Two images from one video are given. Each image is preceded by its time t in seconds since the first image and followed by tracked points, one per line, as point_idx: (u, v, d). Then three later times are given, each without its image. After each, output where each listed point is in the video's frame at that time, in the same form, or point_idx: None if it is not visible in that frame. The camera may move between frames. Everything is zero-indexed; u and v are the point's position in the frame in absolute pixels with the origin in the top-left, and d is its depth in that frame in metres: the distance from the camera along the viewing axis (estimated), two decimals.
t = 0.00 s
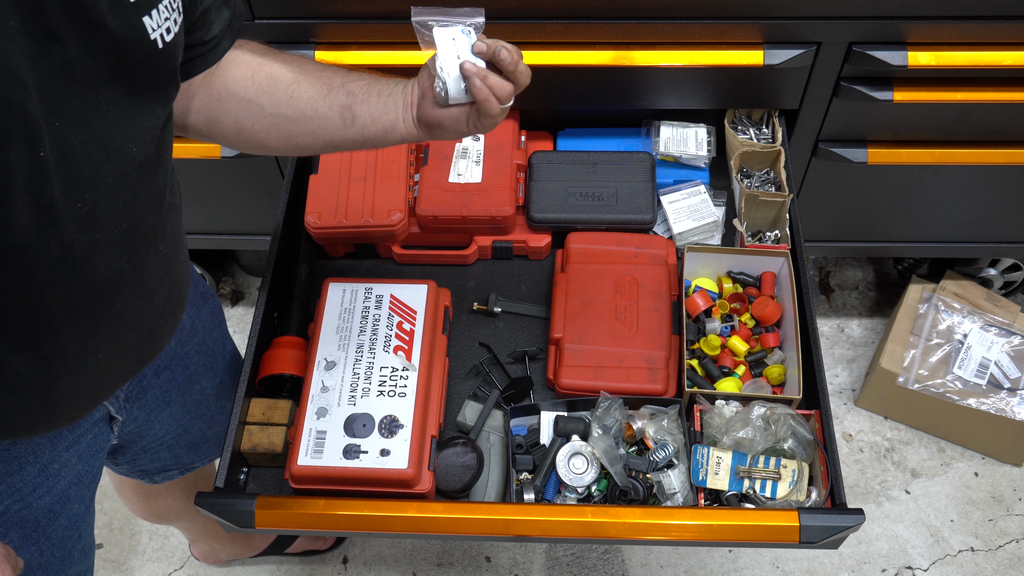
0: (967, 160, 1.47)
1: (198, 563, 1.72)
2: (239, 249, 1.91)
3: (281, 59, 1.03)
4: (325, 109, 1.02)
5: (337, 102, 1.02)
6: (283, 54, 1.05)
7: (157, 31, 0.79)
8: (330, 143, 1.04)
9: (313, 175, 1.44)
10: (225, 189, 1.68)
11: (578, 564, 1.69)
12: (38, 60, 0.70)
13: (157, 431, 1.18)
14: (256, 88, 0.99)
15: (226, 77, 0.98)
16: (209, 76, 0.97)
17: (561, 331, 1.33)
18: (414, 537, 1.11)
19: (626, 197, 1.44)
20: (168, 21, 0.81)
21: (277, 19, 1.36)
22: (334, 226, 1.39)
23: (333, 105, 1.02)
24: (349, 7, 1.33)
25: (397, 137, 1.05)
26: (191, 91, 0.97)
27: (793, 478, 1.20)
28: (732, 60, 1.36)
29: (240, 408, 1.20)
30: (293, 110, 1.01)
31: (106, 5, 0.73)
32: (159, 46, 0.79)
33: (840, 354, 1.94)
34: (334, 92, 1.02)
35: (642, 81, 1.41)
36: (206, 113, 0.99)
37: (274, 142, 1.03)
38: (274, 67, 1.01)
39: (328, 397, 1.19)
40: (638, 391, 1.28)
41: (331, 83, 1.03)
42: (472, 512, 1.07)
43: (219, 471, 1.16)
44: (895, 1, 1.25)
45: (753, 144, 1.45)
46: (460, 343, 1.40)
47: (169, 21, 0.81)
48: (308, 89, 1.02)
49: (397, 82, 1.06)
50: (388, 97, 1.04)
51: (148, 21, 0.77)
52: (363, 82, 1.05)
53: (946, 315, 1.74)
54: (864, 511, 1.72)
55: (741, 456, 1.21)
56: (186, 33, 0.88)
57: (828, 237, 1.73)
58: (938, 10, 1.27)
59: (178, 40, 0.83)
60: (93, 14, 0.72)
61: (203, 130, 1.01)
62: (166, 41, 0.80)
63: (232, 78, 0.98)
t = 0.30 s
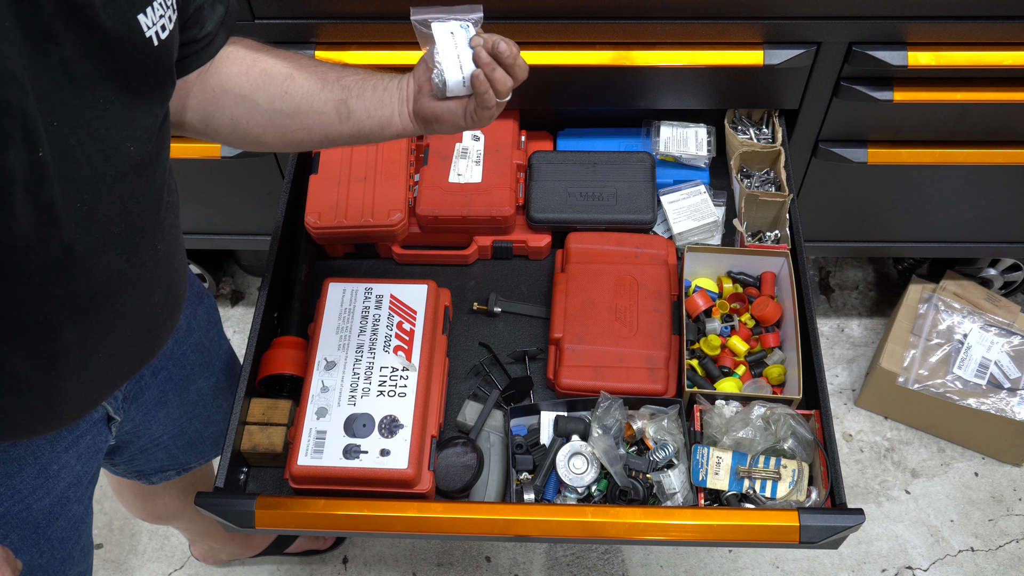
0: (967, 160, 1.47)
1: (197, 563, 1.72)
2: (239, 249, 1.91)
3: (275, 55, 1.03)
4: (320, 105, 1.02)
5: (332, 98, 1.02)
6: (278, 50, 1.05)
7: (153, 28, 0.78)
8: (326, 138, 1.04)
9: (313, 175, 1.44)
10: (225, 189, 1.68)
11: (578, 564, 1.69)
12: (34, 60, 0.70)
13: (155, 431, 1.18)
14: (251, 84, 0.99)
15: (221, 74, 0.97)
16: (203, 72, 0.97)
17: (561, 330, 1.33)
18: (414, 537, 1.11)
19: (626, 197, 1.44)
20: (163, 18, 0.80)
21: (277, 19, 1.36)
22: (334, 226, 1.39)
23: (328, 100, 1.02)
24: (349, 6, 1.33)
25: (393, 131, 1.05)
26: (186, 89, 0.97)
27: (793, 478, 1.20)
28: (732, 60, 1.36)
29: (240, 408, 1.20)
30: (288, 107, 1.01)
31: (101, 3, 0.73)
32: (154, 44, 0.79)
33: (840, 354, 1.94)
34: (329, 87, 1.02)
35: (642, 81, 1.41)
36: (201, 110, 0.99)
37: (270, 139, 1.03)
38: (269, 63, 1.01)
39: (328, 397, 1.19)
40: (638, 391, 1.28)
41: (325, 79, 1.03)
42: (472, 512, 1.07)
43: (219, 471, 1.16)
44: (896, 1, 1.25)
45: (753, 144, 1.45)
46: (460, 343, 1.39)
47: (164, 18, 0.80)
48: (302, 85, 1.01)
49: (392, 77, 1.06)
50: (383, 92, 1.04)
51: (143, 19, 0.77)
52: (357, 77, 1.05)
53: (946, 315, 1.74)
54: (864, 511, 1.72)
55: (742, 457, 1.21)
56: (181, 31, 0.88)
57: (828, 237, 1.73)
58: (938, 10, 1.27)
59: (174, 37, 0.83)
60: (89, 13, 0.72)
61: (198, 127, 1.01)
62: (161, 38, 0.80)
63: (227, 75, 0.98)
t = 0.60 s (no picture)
0: (967, 160, 1.47)
1: (197, 563, 1.72)
2: (239, 249, 1.91)
3: (270, 56, 1.03)
4: (316, 104, 1.02)
5: (328, 97, 1.02)
6: (273, 51, 1.05)
7: (151, 29, 0.78)
8: (323, 137, 1.04)
9: (313, 175, 1.44)
10: (225, 189, 1.68)
11: (578, 564, 1.69)
12: (31, 61, 0.70)
13: (154, 433, 1.18)
14: (248, 85, 0.99)
15: (216, 75, 0.98)
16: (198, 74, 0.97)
17: (561, 330, 1.33)
18: (414, 537, 1.11)
19: (626, 197, 1.44)
20: (161, 19, 0.80)
21: (278, 19, 1.36)
22: (334, 226, 1.39)
23: (324, 99, 1.02)
24: (349, 6, 1.33)
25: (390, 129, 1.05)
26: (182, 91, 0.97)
27: (793, 478, 1.20)
28: (732, 60, 1.36)
29: (240, 408, 1.20)
30: (284, 106, 1.01)
31: (99, 3, 0.73)
32: (152, 44, 0.79)
33: (840, 354, 1.94)
34: (325, 86, 1.02)
35: (642, 81, 1.41)
36: (198, 111, 0.99)
37: (267, 138, 1.03)
38: (264, 64, 1.01)
39: (327, 397, 1.19)
40: (638, 391, 1.28)
41: (321, 78, 1.03)
42: (472, 512, 1.07)
43: (219, 471, 1.16)
44: (895, 1, 1.25)
45: (753, 144, 1.45)
46: (460, 343, 1.39)
47: (162, 19, 0.81)
48: (298, 85, 1.01)
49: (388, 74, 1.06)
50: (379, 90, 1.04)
51: (142, 19, 0.77)
52: (353, 76, 1.05)
53: (946, 315, 1.74)
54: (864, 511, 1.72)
55: (742, 457, 1.21)
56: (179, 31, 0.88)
57: (828, 237, 1.73)
58: (938, 10, 1.27)
59: (172, 38, 0.83)
60: (88, 14, 0.72)
61: (196, 128, 1.01)
62: (159, 39, 0.80)
63: (222, 75, 0.98)
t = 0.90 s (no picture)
0: (967, 160, 1.47)
1: (197, 563, 1.72)
2: (239, 249, 1.91)
3: (276, 60, 1.03)
4: (321, 106, 1.01)
5: (332, 98, 1.02)
6: (279, 53, 1.05)
7: (153, 29, 0.79)
8: (330, 139, 1.04)
9: (313, 175, 1.44)
10: (226, 189, 1.68)
11: (578, 564, 1.69)
12: (31, 60, 0.70)
13: (158, 435, 1.18)
14: (252, 87, 0.99)
15: (221, 77, 0.98)
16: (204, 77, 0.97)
17: (561, 330, 1.33)
18: (415, 538, 1.11)
19: (626, 197, 1.44)
20: (162, 19, 0.81)
21: (278, 19, 1.36)
22: (334, 226, 1.39)
23: (329, 102, 1.02)
24: (349, 6, 1.33)
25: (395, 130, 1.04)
26: (187, 93, 0.97)
27: (793, 478, 1.20)
28: (732, 60, 1.36)
29: (240, 408, 1.20)
30: (289, 108, 1.01)
31: (101, 3, 0.73)
32: (155, 44, 0.79)
33: (840, 354, 1.94)
34: (329, 88, 1.02)
35: (642, 81, 1.41)
36: (205, 116, 1.00)
37: (273, 141, 1.03)
38: (269, 67, 1.01)
39: (327, 397, 1.19)
40: (638, 391, 1.28)
41: (326, 80, 1.03)
42: (472, 512, 1.07)
43: (219, 471, 1.16)
44: (895, 1, 1.25)
45: (753, 144, 1.45)
46: (460, 343, 1.40)
47: (164, 19, 0.81)
48: (303, 87, 1.01)
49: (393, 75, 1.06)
50: (384, 93, 1.03)
51: (144, 19, 0.77)
52: (358, 78, 1.05)
53: (946, 315, 1.74)
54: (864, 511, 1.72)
55: (742, 457, 1.21)
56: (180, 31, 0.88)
57: (828, 237, 1.73)
58: (938, 10, 1.27)
59: (173, 38, 0.83)
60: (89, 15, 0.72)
61: (203, 131, 1.02)
62: (161, 39, 0.80)
63: (228, 77, 0.99)
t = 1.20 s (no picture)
0: (967, 160, 1.47)
1: (197, 563, 1.72)
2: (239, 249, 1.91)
3: (314, 111, 0.99)
4: (330, 179, 1.01)
5: (343, 180, 1.02)
6: (317, 100, 1.00)
7: (162, 49, 0.77)
8: (317, 196, 1.05)
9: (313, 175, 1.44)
10: (226, 189, 1.67)
11: (578, 564, 1.69)
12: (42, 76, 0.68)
13: (157, 433, 1.18)
14: (278, 136, 0.96)
15: (259, 117, 0.94)
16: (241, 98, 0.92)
17: (561, 331, 1.33)
18: (414, 537, 1.11)
19: (626, 196, 1.44)
20: (172, 38, 0.79)
21: (277, 19, 1.36)
22: (335, 226, 1.39)
23: (338, 180, 1.02)
24: (349, 7, 1.33)
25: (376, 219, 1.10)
26: (217, 110, 0.92)
27: (793, 478, 1.20)
28: (732, 60, 1.36)
29: (240, 408, 1.20)
30: (302, 166, 0.99)
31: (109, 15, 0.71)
32: (163, 64, 0.77)
33: (840, 354, 1.94)
34: (346, 171, 1.02)
35: (642, 81, 1.41)
36: (218, 125, 0.94)
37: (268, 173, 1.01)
38: (306, 121, 0.97)
39: (327, 397, 1.19)
40: (638, 391, 1.28)
41: (350, 159, 1.02)
42: (472, 513, 1.07)
43: (219, 471, 1.16)
44: (895, 1, 1.25)
45: (753, 144, 1.45)
46: (460, 343, 1.40)
47: (174, 38, 0.79)
48: (327, 157, 0.99)
49: (410, 181, 1.10)
50: (391, 195, 1.08)
51: (154, 39, 0.75)
52: (378, 162, 1.05)
53: (946, 315, 1.74)
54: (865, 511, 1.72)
55: (741, 457, 1.21)
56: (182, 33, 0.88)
57: (828, 237, 1.73)
58: (938, 10, 1.27)
59: (181, 57, 0.81)
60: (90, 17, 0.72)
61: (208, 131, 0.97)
62: (170, 58, 0.78)
63: (265, 118, 0.94)
